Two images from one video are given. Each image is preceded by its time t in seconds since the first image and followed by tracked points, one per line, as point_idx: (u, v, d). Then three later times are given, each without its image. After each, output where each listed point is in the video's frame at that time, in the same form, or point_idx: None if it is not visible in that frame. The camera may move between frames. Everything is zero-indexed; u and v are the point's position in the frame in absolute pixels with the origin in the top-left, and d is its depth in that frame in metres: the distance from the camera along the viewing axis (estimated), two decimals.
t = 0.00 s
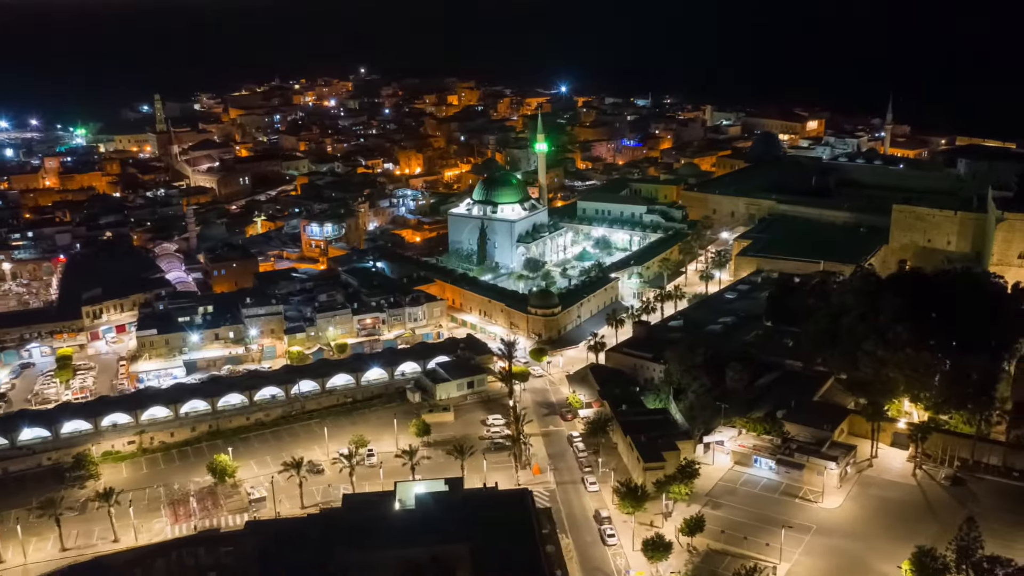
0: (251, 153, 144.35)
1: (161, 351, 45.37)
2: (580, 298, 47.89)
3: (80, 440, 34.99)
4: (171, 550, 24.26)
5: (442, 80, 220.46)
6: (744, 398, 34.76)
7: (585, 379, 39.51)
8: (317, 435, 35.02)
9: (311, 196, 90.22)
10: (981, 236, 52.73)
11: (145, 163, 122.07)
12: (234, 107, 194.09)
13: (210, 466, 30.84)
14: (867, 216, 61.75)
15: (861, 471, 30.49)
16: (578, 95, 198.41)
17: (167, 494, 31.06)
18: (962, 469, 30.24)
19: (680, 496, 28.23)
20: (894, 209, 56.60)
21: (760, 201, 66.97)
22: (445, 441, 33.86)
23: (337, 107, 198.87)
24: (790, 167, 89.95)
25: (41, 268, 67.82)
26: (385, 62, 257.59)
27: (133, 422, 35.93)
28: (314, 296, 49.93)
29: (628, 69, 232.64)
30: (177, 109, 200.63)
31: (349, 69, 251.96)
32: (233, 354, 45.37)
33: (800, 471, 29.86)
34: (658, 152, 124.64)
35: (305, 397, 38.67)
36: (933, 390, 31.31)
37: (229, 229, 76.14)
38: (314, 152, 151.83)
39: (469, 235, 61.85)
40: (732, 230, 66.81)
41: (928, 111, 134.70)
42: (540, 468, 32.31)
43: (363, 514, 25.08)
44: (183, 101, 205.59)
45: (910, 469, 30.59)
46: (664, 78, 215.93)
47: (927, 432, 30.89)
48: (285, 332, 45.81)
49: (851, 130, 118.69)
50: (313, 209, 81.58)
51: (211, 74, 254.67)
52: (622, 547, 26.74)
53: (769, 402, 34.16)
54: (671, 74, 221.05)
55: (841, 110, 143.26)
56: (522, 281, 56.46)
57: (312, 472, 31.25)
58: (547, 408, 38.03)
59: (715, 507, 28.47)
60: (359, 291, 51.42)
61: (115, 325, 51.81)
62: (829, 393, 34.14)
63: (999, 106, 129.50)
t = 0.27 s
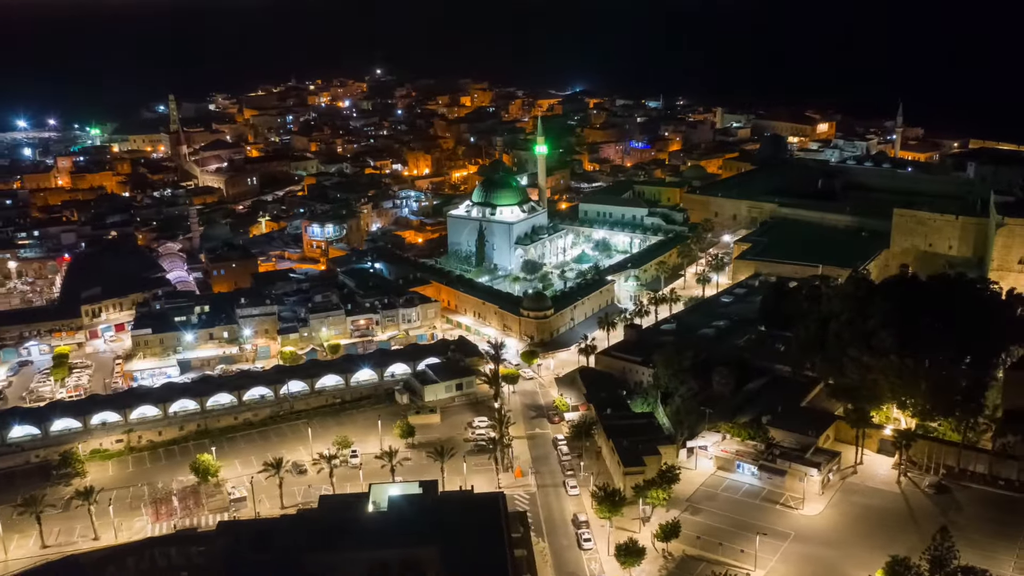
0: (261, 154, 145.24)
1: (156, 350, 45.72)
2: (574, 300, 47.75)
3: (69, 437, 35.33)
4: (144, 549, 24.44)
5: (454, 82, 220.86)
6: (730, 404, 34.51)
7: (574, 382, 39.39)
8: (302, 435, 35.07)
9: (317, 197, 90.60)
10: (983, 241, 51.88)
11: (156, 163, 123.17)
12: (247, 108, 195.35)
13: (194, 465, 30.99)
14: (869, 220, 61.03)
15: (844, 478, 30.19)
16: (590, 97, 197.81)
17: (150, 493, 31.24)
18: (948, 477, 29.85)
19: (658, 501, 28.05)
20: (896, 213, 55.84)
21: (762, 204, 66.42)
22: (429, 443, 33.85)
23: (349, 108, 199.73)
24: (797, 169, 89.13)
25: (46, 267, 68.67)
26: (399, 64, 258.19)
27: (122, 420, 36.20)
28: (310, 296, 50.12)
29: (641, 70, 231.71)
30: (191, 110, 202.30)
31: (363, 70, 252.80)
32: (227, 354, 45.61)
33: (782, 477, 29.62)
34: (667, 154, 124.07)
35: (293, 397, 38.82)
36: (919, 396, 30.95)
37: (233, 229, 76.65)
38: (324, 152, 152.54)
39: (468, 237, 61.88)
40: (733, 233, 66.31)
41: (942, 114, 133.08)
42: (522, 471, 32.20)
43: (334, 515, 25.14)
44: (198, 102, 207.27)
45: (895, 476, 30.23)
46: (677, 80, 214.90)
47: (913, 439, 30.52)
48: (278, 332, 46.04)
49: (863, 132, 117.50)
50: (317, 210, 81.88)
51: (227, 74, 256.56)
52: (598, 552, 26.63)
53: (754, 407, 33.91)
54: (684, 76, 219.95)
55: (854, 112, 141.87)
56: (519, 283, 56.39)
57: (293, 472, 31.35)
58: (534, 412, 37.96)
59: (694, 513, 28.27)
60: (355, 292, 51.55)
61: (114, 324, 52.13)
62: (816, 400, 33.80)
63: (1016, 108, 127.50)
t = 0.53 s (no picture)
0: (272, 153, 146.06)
1: (150, 348, 46.09)
2: (567, 302, 47.60)
3: (58, 434, 35.67)
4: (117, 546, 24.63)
5: (466, 82, 221.06)
6: (716, 407, 34.29)
7: (562, 384, 39.27)
8: (287, 434, 35.18)
9: (322, 197, 90.90)
10: (984, 244, 51.13)
11: (166, 162, 124.31)
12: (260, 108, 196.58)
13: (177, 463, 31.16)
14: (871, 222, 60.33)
15: (827, 483, 29.92)
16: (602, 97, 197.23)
17: (134, 490, 31.47)
18: (932, 483, 29.51)
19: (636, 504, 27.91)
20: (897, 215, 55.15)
21: (763, 206, 65.89)
22: (413, 443, 33.87)
23: (361, 108, 200.43)
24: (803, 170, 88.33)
25: (51, 265, 69.49)
26: (413, 64, 258.77)
27: (111, 418, 36.51)
28: (305, 296, 50.33)
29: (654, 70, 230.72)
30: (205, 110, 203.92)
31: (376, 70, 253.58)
32: (221, 353, 45.87)
33: (764, 481, 29.40)
34: (675, 155, 123.41)
35: (282, 396, 39.00)
36: (904, 401, 30.63)
37: (236, 228, 77.11)
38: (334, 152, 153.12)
39: (467, 238, 61.84)
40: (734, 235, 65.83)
41: (957, 115, 131.45)
42: (504, 473, 32.11)
43: (305, 514, 25.22)
44: (212, 102, 208.84)
45: (879, 481, 29.92)
46: (690, 81, 213.82)
47: (897, 444, 30.21)
48: (272, 332, 46.26)
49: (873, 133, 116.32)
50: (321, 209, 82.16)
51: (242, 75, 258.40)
52: (574, 555, 26.54)
53: (739, 411, 33.68)
54: (698, 77, 218.78)
55: (867, 113, 140.52)
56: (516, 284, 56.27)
57: (276, 471, 31.48)
58: (522, 413, 37.91)
59: (672, 516, 28.13)
60: (350, 292, 51.66)
61: (113, 322, 52.72)
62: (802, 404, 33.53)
63: None
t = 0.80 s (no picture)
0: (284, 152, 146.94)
1: (145, 344, 46.51)
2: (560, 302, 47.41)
3: (47, 430, 36.09)
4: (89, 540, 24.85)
5: (481, 82, 221.21)
6: (699, 409, 34.02)
7: (549, 384, 39.12)
8: (272, 431, 35.34)
9: (328, 195, 91.28)
10: (986, 247, 50.31)
11: (178, 160, 125.38)
12: (274, 108, 197.78)
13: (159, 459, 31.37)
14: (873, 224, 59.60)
15: (807, 487, 29.60)
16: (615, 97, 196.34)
17: (117, 486, 31.74)
18: (914, 489, 29.12)
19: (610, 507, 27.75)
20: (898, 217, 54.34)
21: (766, 207, 65.27)
22: (395, 442, 33.91)
23: (375, 107, 201.15)
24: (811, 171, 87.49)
25: (58, 262, 70.40)
26: (429, 64, 259.03)
27: (100, 414, 36.88)
28: (300, 294, 50.56)
29: (670, 70, 229.16)
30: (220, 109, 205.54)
31: (391, 70, 254.20)
32: (215, 350, 46.18)
33: (742, 485, 29.12)
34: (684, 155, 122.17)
35: (270, 394, 39.24)
36: (887, 406, 30.19)
37: (240, 227, 77.68)
38: (346, 151, 153.79)
39: (466, 237, 61.75)
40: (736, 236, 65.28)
41: (973, 116, 129.61)
42: (484, 473, 32.02)
43: (275, 513, 25.31)
44: (228, 101, 210.55)
45: (861, 486, 29.56)
46: (705, 81, 212.61)
47: (879, 449, 29.89)
48: (265, 330, 46.54)
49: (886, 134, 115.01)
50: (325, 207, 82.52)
51: (259, 74, 260.20)
52: (546, 556, 26.43)
53: (722, 414, 33.40)
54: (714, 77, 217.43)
55: (882, 114, 138.97)
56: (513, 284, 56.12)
57: (256, 468, 31.61)
58: (507, 414, 37.84)
59: (647, 519, 27.94)
60: (345, 290, 51.77)
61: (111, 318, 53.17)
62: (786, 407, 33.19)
63: None
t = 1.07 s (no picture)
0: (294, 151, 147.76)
1: (141, 342, 46.92)
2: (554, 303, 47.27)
3: (38, 426, 36.51)
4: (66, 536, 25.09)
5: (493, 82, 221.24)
6: (684, 412, 33.84)
7: (538, 386, 39.03)
8: (258, 430, 35.53)
9: (334, 195, 91.66)
10: (986, 250, 49.58)
11: (189, 159, 126.45)
12: (286, 108, 198.96)
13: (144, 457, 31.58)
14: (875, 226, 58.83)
15: (789, 492, 29.33)
16: (627, 97, 195.35)
17: (102, 482, 32.01)
18: (896, 495, 28.83)
19: (587, 509, 27.65)
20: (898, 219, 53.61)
21: (767, 208, 64.62)
22: (380, 442, 33.98)
23: (387, 107, 201.75)
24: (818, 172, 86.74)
25: (64, 259, 71.34)
26: (442, 64, 259.20)
27: (91, 411, 37.27)
28: (295, 293, 50.81)
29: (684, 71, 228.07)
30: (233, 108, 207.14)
31: (405, 70, 254.74)
32: (210, 348, 46.50)
33: (722, 489, 28.91)
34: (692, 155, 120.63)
35: (260, 392, 39.48)
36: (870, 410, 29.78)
37: (244, 226, 78.31)
38: (356, 150, 154.39)
39: (465, 238, 61.75)
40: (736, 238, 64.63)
41: (988, 117, 127.94)
42: (466, 474, 31.98)
43: (249, 512, 25.43)
44: (243, 100, 212.08)
45: (843, 491, 29.29)
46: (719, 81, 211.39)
47: (862, 454, 29.64)
48: (259, 328, 46.80)
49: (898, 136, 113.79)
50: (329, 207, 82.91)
51: (273, 74, 261.82)
52: (520, 559, 26.36)
53: (707, 417, 33.21)
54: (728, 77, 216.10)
55: (895, 115, 137.57)
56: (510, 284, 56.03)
57: (239, 466, 31.80)
58: (495, 415, 37.80)
59: (625, 522, 27.80)
60: (341, 289, 51.96)
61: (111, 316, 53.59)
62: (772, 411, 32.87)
63: None
